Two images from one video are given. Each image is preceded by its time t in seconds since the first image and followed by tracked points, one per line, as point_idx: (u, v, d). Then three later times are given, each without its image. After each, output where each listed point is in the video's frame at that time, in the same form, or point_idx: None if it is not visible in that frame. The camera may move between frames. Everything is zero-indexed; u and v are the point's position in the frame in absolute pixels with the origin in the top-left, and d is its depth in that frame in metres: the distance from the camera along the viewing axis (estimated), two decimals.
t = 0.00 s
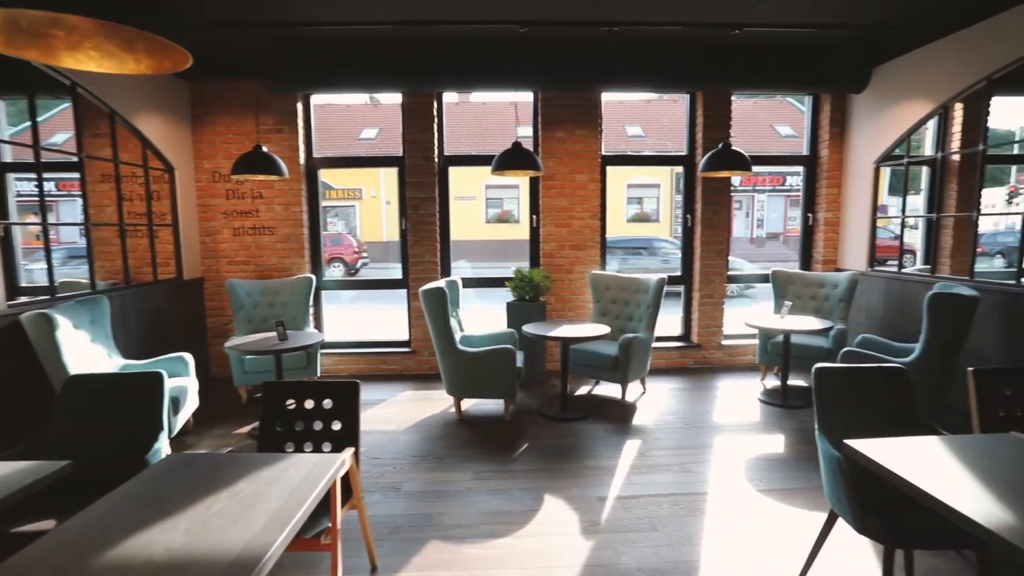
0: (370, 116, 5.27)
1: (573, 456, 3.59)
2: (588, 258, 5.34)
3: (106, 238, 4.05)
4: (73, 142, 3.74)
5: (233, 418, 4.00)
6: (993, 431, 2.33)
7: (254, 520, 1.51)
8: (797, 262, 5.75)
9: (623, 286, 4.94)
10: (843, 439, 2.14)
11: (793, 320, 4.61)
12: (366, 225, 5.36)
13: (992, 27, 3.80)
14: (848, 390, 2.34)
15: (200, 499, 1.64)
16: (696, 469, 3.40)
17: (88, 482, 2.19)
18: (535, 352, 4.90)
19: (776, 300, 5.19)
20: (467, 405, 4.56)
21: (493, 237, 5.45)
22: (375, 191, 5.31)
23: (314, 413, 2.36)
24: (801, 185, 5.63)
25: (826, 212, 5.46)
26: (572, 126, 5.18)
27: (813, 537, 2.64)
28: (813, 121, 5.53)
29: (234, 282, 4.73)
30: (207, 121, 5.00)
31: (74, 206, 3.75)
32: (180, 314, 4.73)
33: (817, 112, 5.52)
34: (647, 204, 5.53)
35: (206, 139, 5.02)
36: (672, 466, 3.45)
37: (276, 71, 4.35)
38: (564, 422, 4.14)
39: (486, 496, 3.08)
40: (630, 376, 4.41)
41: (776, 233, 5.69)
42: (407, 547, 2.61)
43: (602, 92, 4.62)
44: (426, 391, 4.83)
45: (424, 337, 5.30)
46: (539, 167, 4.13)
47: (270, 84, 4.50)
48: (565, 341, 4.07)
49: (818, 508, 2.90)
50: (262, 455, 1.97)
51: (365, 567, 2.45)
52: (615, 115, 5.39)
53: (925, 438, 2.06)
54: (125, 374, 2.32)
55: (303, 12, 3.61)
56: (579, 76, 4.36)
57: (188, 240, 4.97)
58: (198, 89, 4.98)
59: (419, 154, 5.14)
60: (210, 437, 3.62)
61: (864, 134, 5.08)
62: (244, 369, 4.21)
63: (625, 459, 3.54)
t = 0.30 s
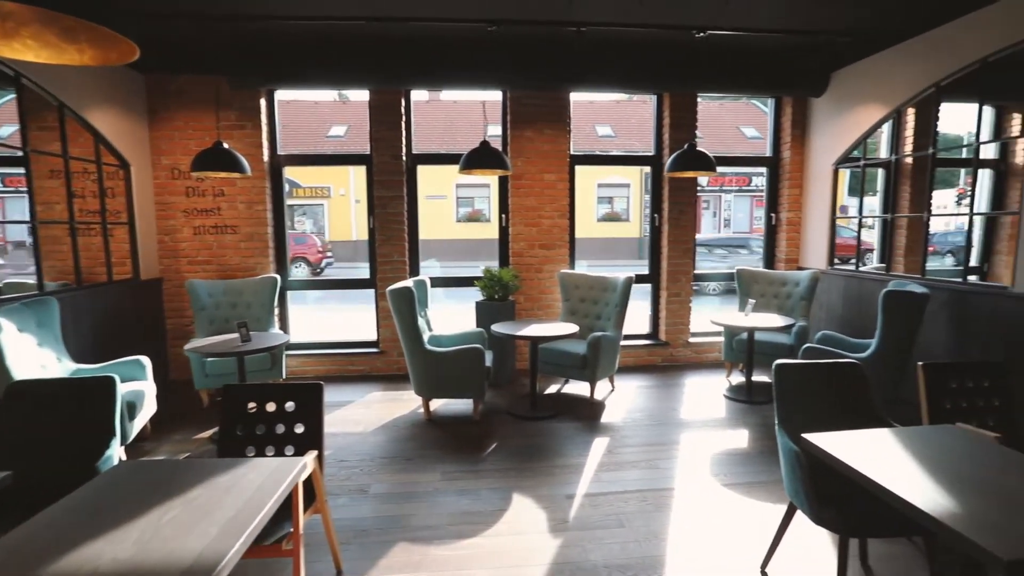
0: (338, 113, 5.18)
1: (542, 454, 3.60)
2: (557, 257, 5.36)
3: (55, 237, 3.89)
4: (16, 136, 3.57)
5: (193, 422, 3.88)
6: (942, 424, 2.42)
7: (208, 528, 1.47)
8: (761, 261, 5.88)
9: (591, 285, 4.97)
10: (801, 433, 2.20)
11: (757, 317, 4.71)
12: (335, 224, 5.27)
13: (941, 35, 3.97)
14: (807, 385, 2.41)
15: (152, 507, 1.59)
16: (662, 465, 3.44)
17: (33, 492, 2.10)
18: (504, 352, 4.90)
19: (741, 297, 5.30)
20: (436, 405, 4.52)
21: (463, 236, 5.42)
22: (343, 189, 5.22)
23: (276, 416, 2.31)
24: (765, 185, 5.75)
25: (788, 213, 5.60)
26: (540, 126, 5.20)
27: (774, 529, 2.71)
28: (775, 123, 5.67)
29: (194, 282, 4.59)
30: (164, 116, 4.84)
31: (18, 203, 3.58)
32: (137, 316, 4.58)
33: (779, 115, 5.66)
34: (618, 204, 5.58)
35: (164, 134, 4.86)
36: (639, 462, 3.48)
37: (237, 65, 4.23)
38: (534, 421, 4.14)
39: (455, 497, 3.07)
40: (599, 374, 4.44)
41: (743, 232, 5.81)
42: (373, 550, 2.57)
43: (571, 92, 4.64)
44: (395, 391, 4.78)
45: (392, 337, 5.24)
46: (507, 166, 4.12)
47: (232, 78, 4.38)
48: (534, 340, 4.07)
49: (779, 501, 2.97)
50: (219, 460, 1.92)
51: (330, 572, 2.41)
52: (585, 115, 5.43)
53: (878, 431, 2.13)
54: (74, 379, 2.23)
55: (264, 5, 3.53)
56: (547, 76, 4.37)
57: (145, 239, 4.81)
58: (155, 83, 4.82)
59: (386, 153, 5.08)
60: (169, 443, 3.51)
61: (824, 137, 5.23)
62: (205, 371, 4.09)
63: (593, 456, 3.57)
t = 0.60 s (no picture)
0: (307, 110, 5.09)
1: (512, 454, 3.60)
2: (528, 257, 5.37)
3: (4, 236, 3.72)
4: None
5: (153, 428, 3.77)
6: (897, 417, 2.51)
7: (164, 536, 1.42)
8: (728, 260, 6.00)
9: (562, 284, 4.99)
10: (763, 429, 2.25)
11: (723, 315, 4.80)
12: (305, 223, 5.18)
13: (896, 42, 4.11)
14: (771, 382, 2.47)
15: (104, 517, 1.53)
16: (631, 462, 3.48)
17: None
18: (475, 352, 4.88)
19: (708, 296, 5.40)
20: (406, 406, 4.48)
21: (435, 236, 5.39)
22: (313, 188, 5.14)
23: (239, 420, 2.26)
24: (732, 186, 5.87)
25: (754, 213, 5.72)
26: (511, 125, 5.20)
27: (738, 523, 2.77)
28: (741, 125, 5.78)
29: (155, 283, 4.45)
30: (122, 111, 4.68)
31: None
32: (94, 318, 4.42)
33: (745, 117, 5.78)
34: (589, 204, 5.62)
35: (121, 130, 4.70)
36: (609, 460, 3.51)
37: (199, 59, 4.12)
38: (505, 421, 4.14)
39: (425, 498, 3.04)
40: (569, 373, 4.46)
41: (712, 232, 5.92)
42: (340, 554, 2.54)
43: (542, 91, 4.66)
44: (364, 393, 4.72)
45: (361, 338, 5.18)
46: (477, 165, 4.11)
47: (195, 73, 4.27)
48: (505, 339, 4.07)
49: (743, 495, 3.04)
50: (177, 467, 1.86)
51: None
52: (556, 115, 5.44)
53: (835, 425, 2.19)
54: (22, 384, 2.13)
55: None
56: (516, 75, 4.39)
57: (102, 239, 4.64)
58: (112, 77, 4.65)
59: (355, 151, 5.02)
60: (129, 449, 3.39)
61: (788, 139, 5.36)
62: (167, 375, 3.98)
63: (564, 455, 3.58)
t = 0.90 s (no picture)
0: (278, 107, 4.99)
1: (484, 454, 3.60)
2: (500, 257, 5.37)
3: None
4: None
5: (113, 434, 3.65)
6: (857, 411, 2.58)
7: (116, 547, 1.37)
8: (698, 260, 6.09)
9: (534, 284, 5.01)
10: (729, 425, 2.29)
11: (693, 314, 4.88)
12: (275, 222, 5.08)
13: (857, 48, 4.23)
14: (737, 378, 2.51)
15: (54, 527, 1.47)
16: (603, 460, 3.50)
17: None
18: (448, 352, 4.86)
19: (678, 295, 5.47)
20: (377, 407, 4.44)
21: (408, 235, 5.34)
22: (283, 187, 5.05)
23: (200, 424, 2.20)
24: (703, 186, 5.96)
25: (722, 213, 5.82)
26: (483, 125, 5.19)
27: (705, 518, 2.82)
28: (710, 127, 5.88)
29: (115, 283, 4.32)
30: (79, 106, 4.51)
31: None
32: (50, 321, 4.26)
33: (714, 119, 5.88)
34: (562, 204, 5.64)
35: (78, 126, 4.53)
36: (581, 459, 3.53)
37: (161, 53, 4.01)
38: (477, 421, 4.13)
39: (395, 500, 3.02)
40: (541, 372, 4.47)
41: (683, 232, 6.00)
42: (308, 559, 2.50)
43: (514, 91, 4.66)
44: (334, 395, 4.66)
45: (331, 339, 5.11)
46: (448, 165, 4.09)
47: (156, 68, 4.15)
48: (477, 339, 4.06)
49: (711, 491, 3.09)
50: (134, 473, 1.80)
51: None
52: (528, 115, 5.46)
53: (798, 420, 2.25)
54: None
55: None
56: (487, 75, 4.38)
57: (58, 238, 4.48)
58: (69, 70, 4.49)
59: (324, 149, 4.95)
60: (86, 457, 3.28)
61: (755, 141, 5.47)
62: (128, 379, 3.86)
63: (536, 454, 3.59)
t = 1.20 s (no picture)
0: (247, 105, 4.89)
1: (457, 455, 3.58)
2: (472, 257, 5.35)
3: None
4: None
5: (70, 441, 3.52)
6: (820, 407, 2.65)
7: (65, 560, 1.32)
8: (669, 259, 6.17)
9: (506, 284, 5.00)
10: (696, 422, 2.32)
11: (664, 313, 4.94)
12: (244, 222, 4.97)
13: (821, 53, 4.34)
14: (706, 376, 2.55)
15: None
16: (575, 459, 3.52)
17: None
18: (421, 353, 4.82)
19: (650, 294, 5.53)
20: (348, 410, 4.38)
21: (381, 235, 5.28)
22: (252, 186, 4.94)
23: (160, 430, 2.13)
24: (674, 187, 6.03)
25: (692, 213, 5.91)
26: (455, 124, 5.16)
27: (674, 515, 2.85)
28: (680, 128, 5.95)
29: (72, 285, 4.17)
30: (32, 100, 4.33)
31: None
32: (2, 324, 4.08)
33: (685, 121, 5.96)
34: (537, 204, 5.66)
35: (32, 121, 4.35)
36: (553, 458, 3.54)
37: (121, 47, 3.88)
38: (449, 422, 4.11)
39: (365, 504, 2.98)
40: (514, 372, 4.47)
41: (655, 232, 6.07)
42: (275, 566, 2.44)
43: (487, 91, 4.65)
44: (303, 398, 4.58)
45: (301, 341, 5.03)
46: (419, 164, 4.06)
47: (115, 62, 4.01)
48: (449, 340, 4.04)
49: (681, 488, 3.13)
50: (86, 483, 1.73)
51: None
52: (501, 115, 5.45)
53: (763, 416, 2.30)
54: None
55: None
56: (458, 74, 4.36)
57: (11, 238, 4.29)
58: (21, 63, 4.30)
59: (292, 148, 4.86)
60: (41, 466, 3.15)
61: (724, 142, 5.57)
62: (86, 384, 3.73)
63: (508, 454, 3.59)
